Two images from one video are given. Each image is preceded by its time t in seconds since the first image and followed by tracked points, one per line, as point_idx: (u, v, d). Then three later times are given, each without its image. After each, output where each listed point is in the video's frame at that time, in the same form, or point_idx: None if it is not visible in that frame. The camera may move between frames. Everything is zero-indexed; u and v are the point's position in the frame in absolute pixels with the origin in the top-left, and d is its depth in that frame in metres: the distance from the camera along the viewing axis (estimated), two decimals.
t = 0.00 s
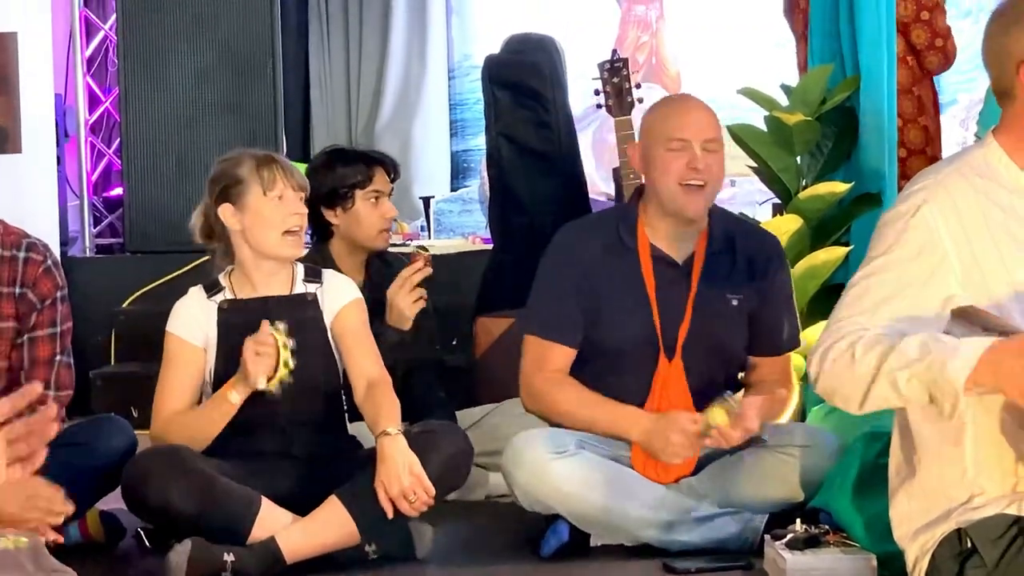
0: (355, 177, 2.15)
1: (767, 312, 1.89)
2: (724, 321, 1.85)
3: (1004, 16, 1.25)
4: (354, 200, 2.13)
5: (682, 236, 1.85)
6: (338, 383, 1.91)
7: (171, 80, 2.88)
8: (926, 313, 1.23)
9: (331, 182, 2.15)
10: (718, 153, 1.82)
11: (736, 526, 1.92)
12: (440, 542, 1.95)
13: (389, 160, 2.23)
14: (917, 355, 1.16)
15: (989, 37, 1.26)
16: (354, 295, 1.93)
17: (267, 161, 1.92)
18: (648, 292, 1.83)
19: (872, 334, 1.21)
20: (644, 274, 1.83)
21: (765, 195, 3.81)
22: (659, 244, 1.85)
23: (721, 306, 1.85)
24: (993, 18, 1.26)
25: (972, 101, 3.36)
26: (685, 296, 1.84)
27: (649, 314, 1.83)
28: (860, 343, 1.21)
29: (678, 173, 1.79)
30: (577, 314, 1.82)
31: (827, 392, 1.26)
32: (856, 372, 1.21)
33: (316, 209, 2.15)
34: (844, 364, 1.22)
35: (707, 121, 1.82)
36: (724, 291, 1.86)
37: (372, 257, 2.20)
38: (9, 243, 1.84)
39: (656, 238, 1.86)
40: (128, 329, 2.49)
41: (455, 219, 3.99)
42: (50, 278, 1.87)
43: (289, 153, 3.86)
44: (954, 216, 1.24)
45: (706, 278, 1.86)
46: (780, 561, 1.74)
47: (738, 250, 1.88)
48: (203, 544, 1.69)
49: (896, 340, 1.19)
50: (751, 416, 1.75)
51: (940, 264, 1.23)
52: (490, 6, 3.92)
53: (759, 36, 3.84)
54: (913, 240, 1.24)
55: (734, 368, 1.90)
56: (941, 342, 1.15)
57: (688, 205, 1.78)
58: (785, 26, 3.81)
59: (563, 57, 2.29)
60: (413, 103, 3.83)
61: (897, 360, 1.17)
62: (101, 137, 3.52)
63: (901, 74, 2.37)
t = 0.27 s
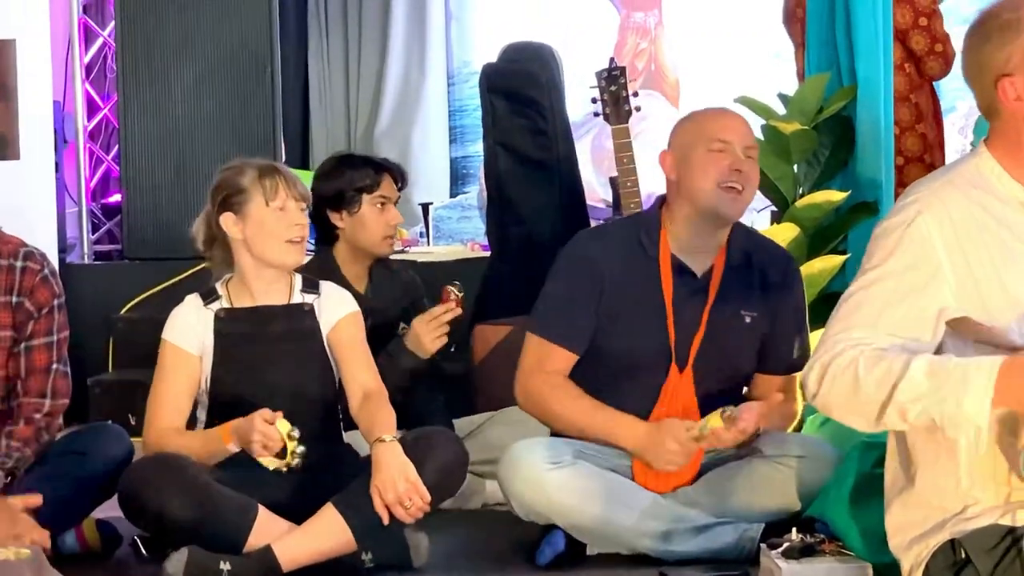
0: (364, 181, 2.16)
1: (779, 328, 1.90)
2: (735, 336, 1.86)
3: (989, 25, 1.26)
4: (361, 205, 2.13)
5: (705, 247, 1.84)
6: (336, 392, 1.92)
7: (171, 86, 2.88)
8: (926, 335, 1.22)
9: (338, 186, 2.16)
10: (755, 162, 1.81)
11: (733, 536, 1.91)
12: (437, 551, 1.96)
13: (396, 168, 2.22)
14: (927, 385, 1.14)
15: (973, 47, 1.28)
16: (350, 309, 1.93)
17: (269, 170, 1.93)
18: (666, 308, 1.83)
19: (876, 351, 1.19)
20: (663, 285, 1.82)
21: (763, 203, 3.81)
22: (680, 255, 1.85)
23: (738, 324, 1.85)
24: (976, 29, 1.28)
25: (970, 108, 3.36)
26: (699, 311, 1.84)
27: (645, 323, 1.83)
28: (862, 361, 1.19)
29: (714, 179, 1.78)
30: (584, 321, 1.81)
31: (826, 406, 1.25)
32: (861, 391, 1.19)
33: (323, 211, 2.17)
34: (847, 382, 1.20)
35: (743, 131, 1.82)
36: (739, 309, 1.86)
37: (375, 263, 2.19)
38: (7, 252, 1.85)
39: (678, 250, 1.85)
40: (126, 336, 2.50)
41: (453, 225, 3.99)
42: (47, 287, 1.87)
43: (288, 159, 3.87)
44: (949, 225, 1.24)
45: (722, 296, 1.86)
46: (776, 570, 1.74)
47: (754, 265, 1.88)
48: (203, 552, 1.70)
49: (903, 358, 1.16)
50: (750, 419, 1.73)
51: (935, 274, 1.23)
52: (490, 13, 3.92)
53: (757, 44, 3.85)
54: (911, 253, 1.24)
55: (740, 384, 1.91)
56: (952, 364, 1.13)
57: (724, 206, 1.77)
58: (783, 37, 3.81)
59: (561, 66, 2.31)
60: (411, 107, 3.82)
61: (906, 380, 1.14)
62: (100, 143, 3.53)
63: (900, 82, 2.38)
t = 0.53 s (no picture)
0: (376, 185, 2.16)
1: (762, 327, 1.91)
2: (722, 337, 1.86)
3: (965, 34, 1.28)
4: (375, 210, 2.13)
5: (681, 249, 1.85)
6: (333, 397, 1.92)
7: (168, 91, 2.89)
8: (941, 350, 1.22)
9: (354, 189, 2.16)
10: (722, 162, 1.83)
11: (729, 539, 1.93)
12: (434, 556, 1.96)
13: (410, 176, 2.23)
14: (964, 432, 1.14)
15: (955, 53, 1.29)
16: (349, 311, 1.93)
17: (265, 173, 1.94)
18: (648, 306, 1.83)
19: (910, 386, 1.19)
20: (643, 289, 1.83)
21: (760, 208, 3.81)
22: (657, 261, 1.86)
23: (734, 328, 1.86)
24: (958, 35, 1.29)
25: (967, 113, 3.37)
26: (683, 312, 1.85)
27: (640, 328, 1.84)
28: (895, 395, 1.19)
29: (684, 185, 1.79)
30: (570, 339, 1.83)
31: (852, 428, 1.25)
32: (893, 426, 1.19)
33: (334, 211, 2.16)
34: (881, 415, 1.20)
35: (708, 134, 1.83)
36: (722, 307, 1.87)
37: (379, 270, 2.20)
38: (5, 256, 1.86)
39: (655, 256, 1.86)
40: (125, 341, 2.50)
41: (452, 230, 3.94)
42: (45, 291, 1.88)
43: (287, 163, 3.87)
44: (949, 230, 1.24)
45: (704, 299, 1.86)
46: None
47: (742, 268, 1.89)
48: (200, 557, 1.73)
49: (938, 401, 1.16)
50: (747, 430, 1.80)
51: (943, 287, 1.22)
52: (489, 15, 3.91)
53: (755, 50, 3.84)
54: (921, 268, 1.23)
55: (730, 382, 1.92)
56: (990, 412, 1.13)
57: (696, 212, 1.78)
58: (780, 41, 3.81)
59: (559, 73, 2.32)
60: (410, 114, 3.84)
61: (942, 424, 1.15)
62: (98, 148, 3.53)
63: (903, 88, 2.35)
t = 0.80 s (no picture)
0: (372, 188, 2.17)
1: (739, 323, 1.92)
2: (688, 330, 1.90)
3: (975, 34, 1.27)
4: (369, 211, 2.14)
5: (636, 250, 1.90)
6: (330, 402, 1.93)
7: (166, 96, 2.90)
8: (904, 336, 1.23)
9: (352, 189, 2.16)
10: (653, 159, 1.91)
11: (725, 543, 1.92)
12: (431, 559, 1.96)
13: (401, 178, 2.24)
14: (901, 389, 1.16)
15: (965, 54, 1.28)
16: (348, 317, 1.94)
17: (263, 177, 1.94)
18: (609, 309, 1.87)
19: (854, 357, 1.21)
20: (605, 300, 1.87)
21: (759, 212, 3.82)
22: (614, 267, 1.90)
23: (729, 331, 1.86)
24: (970, 36, 1.28)
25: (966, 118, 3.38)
26: (645, 313, 1.88)
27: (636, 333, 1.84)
28: (842, 368, 1.21)
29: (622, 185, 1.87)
30: (544, 354, 1.87)
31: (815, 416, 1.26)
32: (841, 398, 1.21)
33: (329, 217, 2.16)
34: (830, 390, 1.22)
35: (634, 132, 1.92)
36: (686, 301, 1.91)
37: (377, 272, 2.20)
38: (3, 260, 1.87)
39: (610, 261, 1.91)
40: (124, 345, 2.51)
41: (451, 233, 4.00)
42: (42, 295, 1.89)
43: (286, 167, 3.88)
44: (935, 235, 1.25)
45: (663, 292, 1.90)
46: None
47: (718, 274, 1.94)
48: (195, 560, 1.72)
49: (879, 365, 1.19)
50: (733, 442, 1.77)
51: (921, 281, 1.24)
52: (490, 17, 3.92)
53: (754, 56, 3.85)
54: (894, 258, 1.24)
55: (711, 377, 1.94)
56: (924, 367, 1.15)
57: (638, 211, 1.84)
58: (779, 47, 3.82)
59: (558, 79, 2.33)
60: (408, 119, 3.83)
61: (882, 386, 1.16)
62: (98, 152, 3.54)
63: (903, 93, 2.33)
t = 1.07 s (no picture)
0: (354, 194, 2.16)
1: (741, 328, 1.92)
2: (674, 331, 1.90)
3: (975, 40, 1.27)
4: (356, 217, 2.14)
5: (607, 254, 1.92)
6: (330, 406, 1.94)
7: (167, 99, 2.90)
8: (903, 338, 1.23)
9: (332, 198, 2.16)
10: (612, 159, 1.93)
11: (725, 546, 1.87)
12: (431, 563, 1.96)
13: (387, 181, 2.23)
14: (905, 390, 1.16)
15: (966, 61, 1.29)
16: (348, 321, 1.94)
17: (263, 179, 1.94)
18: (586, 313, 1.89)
19: (855, 361, 1.21)
20: (583, 307, 1.88)
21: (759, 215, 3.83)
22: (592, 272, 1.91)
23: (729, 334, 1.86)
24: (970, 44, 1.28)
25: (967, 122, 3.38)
26: (623, 311, 1.89)
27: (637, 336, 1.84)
28: (841, 371, 1.22)
29: (584, 190, 1.90)
30: (531, 366, 1.89)
31: (816, 419, 1.26)
32: (843, 403, 1.21)
33: (316, 225, 2.16)
34: (830, 395, 1.22)
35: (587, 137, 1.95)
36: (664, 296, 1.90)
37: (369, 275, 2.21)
38: (3, 263, 1.87)
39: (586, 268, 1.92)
40: (125, 348, 2.51)
41: (452, 237, 4.02)
42: (42, 298, 1.89)
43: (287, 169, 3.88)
44: (932, 240, 1.25)
45: (647, 288, 1.90)
46: None
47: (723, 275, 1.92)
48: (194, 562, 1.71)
49: (879, 367, 1.19)
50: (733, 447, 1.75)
51: (919, 285, 1.24)
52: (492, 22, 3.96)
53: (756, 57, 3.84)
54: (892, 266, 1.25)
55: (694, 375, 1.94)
56: (923, 365, 1.15)
57: (604, 213, 1.86)
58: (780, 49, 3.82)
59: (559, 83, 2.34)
60: (410, 122, 3.85)
61: (885, 389, 1.16)
62: (99, 156, 3.55)
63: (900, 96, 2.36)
